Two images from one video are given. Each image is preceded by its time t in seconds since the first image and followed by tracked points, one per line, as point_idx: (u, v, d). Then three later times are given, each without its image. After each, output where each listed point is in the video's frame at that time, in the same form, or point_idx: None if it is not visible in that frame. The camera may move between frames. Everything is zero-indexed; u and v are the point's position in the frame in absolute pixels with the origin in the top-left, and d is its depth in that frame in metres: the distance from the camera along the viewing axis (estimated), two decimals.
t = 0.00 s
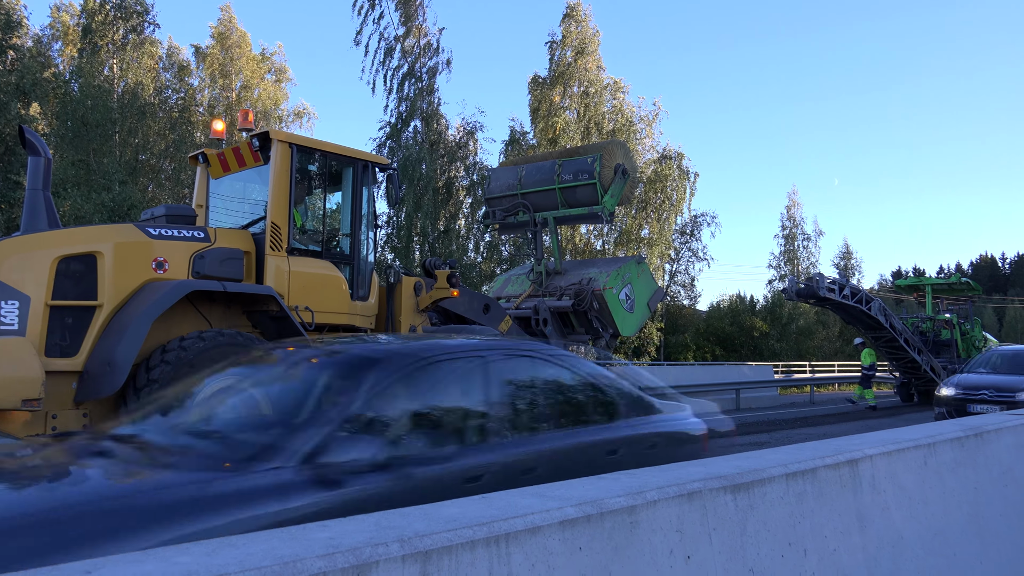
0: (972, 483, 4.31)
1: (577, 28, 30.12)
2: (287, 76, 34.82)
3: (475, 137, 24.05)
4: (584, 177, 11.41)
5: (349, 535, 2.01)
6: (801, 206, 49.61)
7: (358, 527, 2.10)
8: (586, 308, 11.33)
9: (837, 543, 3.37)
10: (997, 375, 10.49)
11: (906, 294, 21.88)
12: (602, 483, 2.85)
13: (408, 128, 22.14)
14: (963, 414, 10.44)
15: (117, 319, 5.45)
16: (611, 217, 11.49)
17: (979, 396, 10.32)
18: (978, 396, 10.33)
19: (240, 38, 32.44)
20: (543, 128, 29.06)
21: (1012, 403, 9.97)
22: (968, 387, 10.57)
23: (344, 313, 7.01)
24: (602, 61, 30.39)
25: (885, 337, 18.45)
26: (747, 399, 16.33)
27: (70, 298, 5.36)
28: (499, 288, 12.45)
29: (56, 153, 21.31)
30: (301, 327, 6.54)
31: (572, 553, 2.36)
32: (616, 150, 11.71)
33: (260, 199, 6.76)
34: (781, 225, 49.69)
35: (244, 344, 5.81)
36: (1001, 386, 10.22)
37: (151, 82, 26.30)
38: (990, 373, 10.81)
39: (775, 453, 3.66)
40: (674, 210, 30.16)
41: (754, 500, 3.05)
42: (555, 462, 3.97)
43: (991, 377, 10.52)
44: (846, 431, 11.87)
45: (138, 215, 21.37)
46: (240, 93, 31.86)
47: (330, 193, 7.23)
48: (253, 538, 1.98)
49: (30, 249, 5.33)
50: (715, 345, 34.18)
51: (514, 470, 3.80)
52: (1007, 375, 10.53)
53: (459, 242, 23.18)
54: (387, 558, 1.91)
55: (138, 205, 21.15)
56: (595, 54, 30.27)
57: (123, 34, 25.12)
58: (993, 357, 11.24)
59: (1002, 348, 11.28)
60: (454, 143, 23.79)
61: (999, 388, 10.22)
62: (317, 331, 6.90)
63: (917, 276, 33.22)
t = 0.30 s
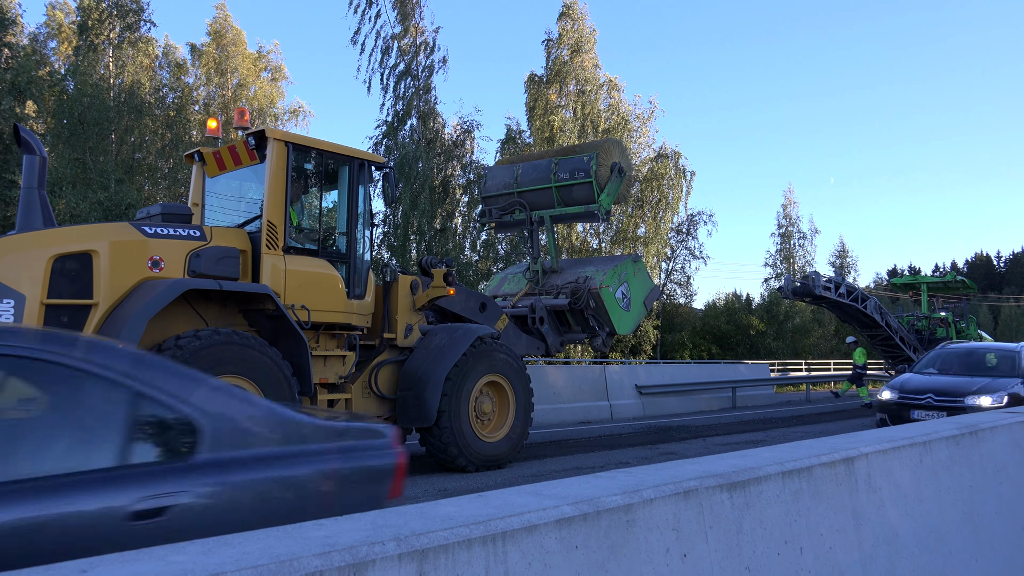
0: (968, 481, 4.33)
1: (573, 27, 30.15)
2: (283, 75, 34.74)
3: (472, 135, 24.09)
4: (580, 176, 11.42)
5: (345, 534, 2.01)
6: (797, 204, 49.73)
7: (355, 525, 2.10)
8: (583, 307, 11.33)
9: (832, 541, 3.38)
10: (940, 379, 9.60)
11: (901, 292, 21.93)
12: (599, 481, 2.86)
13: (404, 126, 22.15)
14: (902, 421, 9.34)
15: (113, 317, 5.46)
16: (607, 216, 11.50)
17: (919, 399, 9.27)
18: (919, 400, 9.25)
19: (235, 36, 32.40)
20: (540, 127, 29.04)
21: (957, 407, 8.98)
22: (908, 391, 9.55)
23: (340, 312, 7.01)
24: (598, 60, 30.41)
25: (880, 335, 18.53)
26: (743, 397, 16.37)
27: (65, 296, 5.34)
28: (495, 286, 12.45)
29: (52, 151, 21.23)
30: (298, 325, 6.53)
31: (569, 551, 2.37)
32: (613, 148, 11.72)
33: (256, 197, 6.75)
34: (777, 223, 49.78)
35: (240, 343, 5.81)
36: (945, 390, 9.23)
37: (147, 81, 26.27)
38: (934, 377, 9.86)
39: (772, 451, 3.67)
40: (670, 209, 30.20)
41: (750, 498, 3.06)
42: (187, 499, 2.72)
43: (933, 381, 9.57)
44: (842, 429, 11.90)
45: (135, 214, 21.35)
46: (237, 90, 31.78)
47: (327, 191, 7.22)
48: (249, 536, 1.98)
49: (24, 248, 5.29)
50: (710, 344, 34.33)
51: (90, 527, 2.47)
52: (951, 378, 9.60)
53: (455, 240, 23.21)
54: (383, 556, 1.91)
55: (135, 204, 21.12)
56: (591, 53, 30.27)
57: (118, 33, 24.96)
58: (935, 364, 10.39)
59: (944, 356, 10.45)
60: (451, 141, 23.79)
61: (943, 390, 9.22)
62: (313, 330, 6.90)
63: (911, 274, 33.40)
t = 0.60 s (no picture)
0: (965, 480, 4.34)
1: (571, 25, 30.15)
2: (281, 73, 34.68)
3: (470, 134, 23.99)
4: (578, 175, 11.42)
5: (343, 534, 2.00)
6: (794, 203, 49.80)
7: (353, 525, 2.10)
8: (580, 305, 11.32)
9: (830, 539, 3.38)
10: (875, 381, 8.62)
11: (899, 291, 21.94)
12: (597, 481, 2.86)
13: (402, 125, 22.18)
14: (822, 429, 8.29)
15: (111, 316, 5.45)
16: (605, 214, 11.50)
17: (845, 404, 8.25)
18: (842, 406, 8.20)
19: (232, 35, 32.35)
20: (537, 125, 29.15)
21: (886, 413, 7.98)
22: (831, 394, 8.51)
23: (338, 311, 7.00)
24: (596, 58, 30.41)
25: (877, 334, 18.55)
26: (741, 395, 16.39)
27: (62, 295, 5.32)
28: (493, 285, 12.45)
29: (49, 149, 21.14)
30: (296, 324, 6.53)
31: (567, 550, 2.36)
32: (610, 147, 11.72)
33: (253, 196, 6.74)
34: (774, 222, 49.83)
35: (238, 342, 5.81)
36: (877, 393, 8.22)
37: (145, 80, 26.19)
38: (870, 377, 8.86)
39: (769, 450, 3.68)
40: (668, 208, 30.20)
41: (748, 497, 3.06)
42: None
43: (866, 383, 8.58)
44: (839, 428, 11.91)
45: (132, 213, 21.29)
46: (234, 89, 31.70)
47: (325, 190, 7.21)
48: (247, 536, 1.97)
49: (21, 247, 5.27)
50: (709, 342, 34.31)
51: None
52: (884, 379, 8.64)
53: (453, 239, 23.22)
54: (382, 556, 1.91)
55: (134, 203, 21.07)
56: (588, 51, 30.27)
57: (116, 31, 24.84)
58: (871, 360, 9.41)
59: (882, 352, 9.45)
60: (449, 140, 23.74)
61: (872, 394, 8.22)
62: (311, 328, 6.89)
63: (909, 271, 33.46)
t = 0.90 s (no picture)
0: (963, 480, 4.34)
1: (569, 24, 30.16)
2: (280, 72, 34.59)
3: (469, 133, 23.96)
4: (576, 174, 11.41)
5: (340, 533, 2.00)
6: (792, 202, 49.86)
7: (351, 525, 2.10)
8: (578, 305, 11.31)
9: (828, 539, 3.38)
10: (785, 387, 7.56)
11: (896, 291, 21.94)
12: (596, 480, 2.86)
13: (400, 124, 22.14)
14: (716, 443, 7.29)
15: (109, 315, 5.44)
16: (603, 214, 11.50)
17: (743, 415, 7.22)
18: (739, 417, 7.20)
19: (231, 33, 32.30)
20: (536, 124, 29.15)
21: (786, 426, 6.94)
22: (729, 403, 7.50)
23: (336, 310, 6.99)
24: (594, 57, 30.41)
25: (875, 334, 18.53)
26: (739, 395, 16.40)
27: (60, 294, 5.31)
28: (491, 284, 12.44)
29: (47, 148, 21.07)
30: (293, 323, 6.52)
31: (565, 550, 2.36)
32: (609, 147, 11.71)
33: (251, 194, 6.72)
34: (772, 221, 49.90)
35: (235, 340, 5.80)
36: (779, 402, 7.20)
37: (143, 78, 26.14)
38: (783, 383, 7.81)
39: (767, 450, 3.68)
40: (666, 207, 30.20)
41: (746, 496, 3.06)
42: None
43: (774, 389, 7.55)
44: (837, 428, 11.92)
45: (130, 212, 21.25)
46: (232, 88, 31.64)
47: (323, 189, 7.21)
48: (244, 536, 1.97)
49: (18, 246, 5.25)
50: (707, 342, 34.14)
51: None
52: (794, 385, 7.59)
53: (451, 238, 23.22)
54: (380, 555, 1.91)
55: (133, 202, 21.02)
56: (587, 51, 30.29)
57: (115, 30, 24.73)
58: (791, 360, 8.38)
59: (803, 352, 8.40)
60: (448, 139, 23.72)
61: (772, 403, 7.20)
62: (309, 328, 6.88)
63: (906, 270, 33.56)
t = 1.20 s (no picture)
0: (961, 480, 4.34)
1: (569, 24, 30.19)
2: (279, 71, 34.57)
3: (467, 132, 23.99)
4: (575, 173, 11.41)
5: (339, 533, 1.99)
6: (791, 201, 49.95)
7: (350, 523, 2.10)
8: (577, 304, 11.31)
9: (826, 538, 3.38)
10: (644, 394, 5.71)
11: (894, 290, 21.96)
12: (595, 480, 2.85)
13: (399, 123, 22.07)
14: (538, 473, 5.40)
15: (106, 314, 5.42)
16: (602, 213, 11.51)
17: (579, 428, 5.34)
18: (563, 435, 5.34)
19: (229, 32, 32.27)
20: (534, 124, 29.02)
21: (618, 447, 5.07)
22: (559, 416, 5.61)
23: (334, 309, 6.99)
24: (593, 57, 30.44)
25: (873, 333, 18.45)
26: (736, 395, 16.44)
27: (58, 293, 5.30)
28: (490, 284, 12.44)
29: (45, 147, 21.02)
30: (292, 322, 6.52)
31: (563, 549, 2.36)
32: (607, 146, 11.71)
33: (249, 193, 6.71)
34: (771, 221, 49.96)
35: (233, 340, 5.80)
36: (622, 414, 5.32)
37: (141, 77, 26.09)
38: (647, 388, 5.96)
39: (766, 449, 3.68)
40: (664, 206, 30.23)
41: (745, 495, 3.07)
42: None
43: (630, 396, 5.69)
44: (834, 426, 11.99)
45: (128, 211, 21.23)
46: (230, 87, 31.62)
47: (321, 188, 7.20)
48: (242, 535, 1.96)
49: (16, 245, 5.23)
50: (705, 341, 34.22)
51: None
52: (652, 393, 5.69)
53: (450, 238, 23.24)
54: (379, 555, 1.90)
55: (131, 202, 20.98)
56: (586, 50, 30.32)
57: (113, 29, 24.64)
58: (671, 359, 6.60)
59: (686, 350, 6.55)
60: (447, 138, 23.73)
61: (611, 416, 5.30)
62: (307, 327, 6.88)
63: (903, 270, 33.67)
